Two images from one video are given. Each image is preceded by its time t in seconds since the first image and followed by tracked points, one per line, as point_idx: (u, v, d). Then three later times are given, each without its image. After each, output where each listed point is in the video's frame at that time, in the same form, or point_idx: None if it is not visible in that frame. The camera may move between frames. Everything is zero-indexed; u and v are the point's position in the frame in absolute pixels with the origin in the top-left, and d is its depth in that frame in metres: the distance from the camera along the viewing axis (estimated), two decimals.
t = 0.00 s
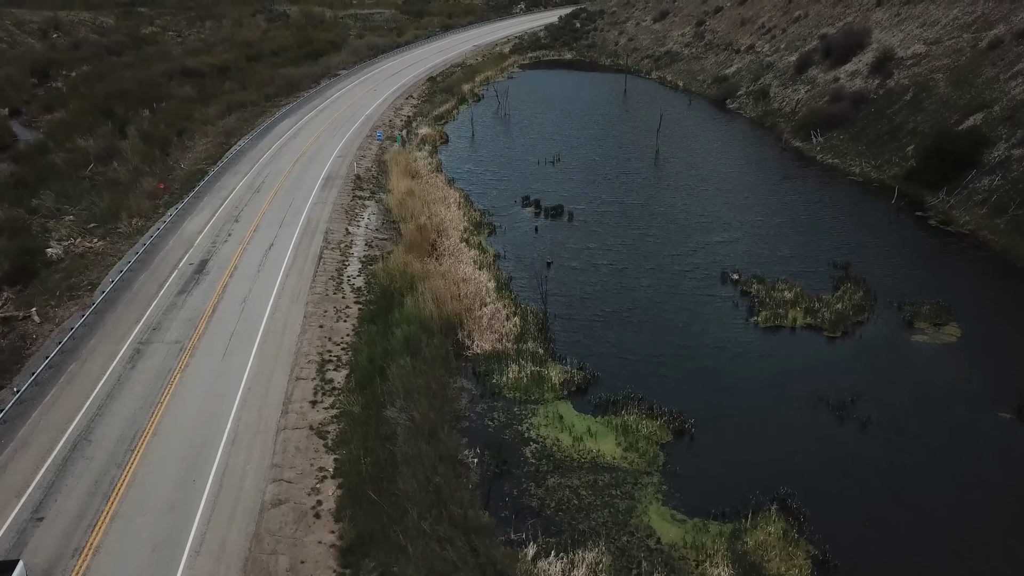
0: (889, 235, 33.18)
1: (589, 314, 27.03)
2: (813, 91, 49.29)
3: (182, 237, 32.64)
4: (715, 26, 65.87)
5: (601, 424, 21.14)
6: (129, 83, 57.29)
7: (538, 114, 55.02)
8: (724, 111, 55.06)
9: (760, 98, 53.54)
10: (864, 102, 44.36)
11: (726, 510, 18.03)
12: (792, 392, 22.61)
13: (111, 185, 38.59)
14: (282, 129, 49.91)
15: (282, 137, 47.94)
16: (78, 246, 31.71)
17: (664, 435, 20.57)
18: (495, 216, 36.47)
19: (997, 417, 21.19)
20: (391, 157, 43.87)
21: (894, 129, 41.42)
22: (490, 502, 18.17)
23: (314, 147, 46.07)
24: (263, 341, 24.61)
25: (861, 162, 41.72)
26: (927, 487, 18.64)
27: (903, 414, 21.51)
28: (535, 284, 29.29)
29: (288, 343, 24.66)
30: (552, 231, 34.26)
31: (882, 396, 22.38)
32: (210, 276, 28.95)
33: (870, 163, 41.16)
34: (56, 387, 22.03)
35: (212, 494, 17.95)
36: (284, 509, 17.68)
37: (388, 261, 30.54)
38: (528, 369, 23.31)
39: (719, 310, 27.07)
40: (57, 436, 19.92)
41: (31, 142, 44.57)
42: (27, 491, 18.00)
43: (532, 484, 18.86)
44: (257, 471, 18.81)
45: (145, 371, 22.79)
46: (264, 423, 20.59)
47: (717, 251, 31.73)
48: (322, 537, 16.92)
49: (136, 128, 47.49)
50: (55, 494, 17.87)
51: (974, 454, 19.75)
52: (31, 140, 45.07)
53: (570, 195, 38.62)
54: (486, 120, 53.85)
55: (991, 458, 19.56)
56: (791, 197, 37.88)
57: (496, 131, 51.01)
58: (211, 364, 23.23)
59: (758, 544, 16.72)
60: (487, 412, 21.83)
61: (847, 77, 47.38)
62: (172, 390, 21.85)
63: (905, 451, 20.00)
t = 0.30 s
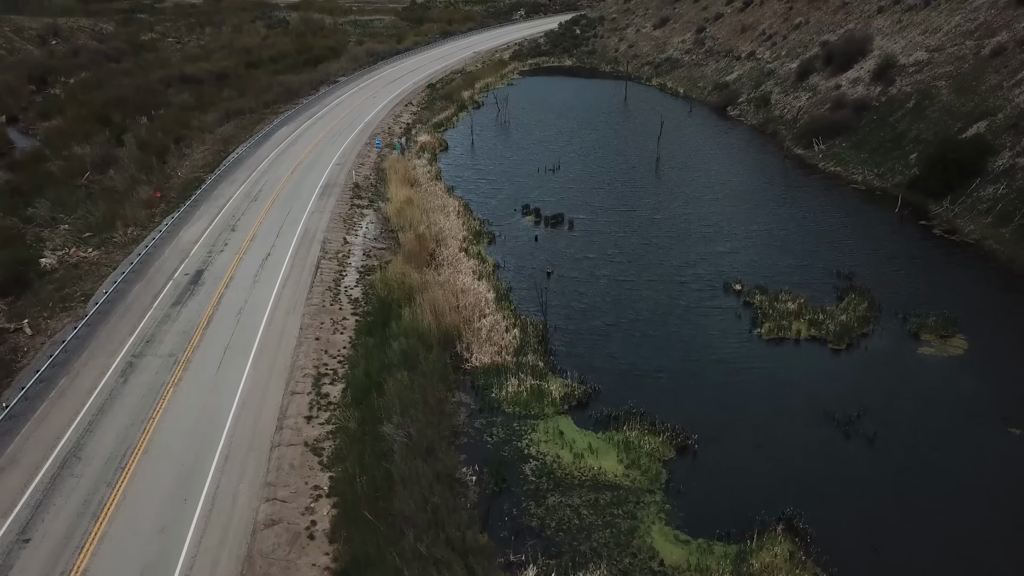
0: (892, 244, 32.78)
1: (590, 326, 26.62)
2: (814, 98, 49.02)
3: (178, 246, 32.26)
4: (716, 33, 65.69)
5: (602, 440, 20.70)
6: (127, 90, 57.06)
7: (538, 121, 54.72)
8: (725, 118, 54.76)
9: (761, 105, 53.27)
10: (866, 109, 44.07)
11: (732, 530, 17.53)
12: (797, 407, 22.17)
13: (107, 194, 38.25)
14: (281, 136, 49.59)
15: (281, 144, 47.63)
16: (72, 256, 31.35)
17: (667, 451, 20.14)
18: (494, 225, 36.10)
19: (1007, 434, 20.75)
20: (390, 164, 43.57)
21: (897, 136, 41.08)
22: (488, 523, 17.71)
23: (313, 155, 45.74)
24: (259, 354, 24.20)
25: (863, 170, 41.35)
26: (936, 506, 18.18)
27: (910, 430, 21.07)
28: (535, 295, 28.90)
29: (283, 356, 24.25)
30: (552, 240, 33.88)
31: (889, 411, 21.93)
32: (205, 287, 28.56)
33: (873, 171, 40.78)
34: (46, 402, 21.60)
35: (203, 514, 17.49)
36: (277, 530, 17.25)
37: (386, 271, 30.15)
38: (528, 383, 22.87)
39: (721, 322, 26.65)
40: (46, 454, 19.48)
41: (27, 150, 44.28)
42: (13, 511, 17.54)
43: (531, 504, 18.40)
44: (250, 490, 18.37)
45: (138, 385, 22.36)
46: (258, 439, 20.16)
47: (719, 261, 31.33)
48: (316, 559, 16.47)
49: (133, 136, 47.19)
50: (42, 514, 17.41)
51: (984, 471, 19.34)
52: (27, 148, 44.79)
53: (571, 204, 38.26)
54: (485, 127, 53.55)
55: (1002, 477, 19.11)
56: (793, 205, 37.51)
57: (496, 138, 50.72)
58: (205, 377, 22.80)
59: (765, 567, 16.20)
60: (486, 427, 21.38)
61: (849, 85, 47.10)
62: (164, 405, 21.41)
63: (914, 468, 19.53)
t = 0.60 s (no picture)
0: (897, 254, 32.36)
1: (591, 338, 26.22)
2: (816, 105, 48.72)
3: (174, 255, 31.89)
4: (716, 39, 65.48)
5: (604, 457, 20.26)
6: (125, 97, 56.83)
7: (537, 127, 54.41)
8: (726, 125, 54.43)
9: (762, 112, 52.97)
10: (868, 116, 43.74)
11: (736, 550, 17.06)
12: (802, 422, 21.72)
13: (103, 202, 37.93)
14: (279, 143, 49.30)
15: (279, 152, 47.31)
16: (66, 266, 31.00)
17: (669, 468, 19.70)
18: (493, 233, 35.75)
19: (1017, 450, 20.28)
20: (389, 172, 43.26)
21: (900, 144, 40.72)
22: (486, 543, 17.25)
23: (311, 162, 45.40)
24: (253, 367, 23.78)
25: (866, 178, 40.97)
26: (947, 526, 17.72)
27: (919, 445, 20.62)
28: (535, 306, 28.50)
29: (279, 368, 23.84)
30: (552, 249, 33.52)
31: (896, 426, 21.49)
32: (200, 297, 28.16)
33: (876, 179, 40.40)
34: (36, 417, 21.18)
35: (193, 535, 17.03)
36: (270, 551, 16.79)
37: (384, 281, 29.76)
38: (527, 397, 22.43)
39: (724, 335, 26.22)
40: (35, 470, 19.05)
41: (24, 157, 43.99)
42: None
43: (531, 523, 17.93)
44: (242, 509, 17.92)
45: (130, 399, 21.94)
46: (251, 456, 19.70)
47: (721, 271, 30.94)
48: None
49: (130, 143, 46.92)
50: (28, 535, 16.96)
51: (994, 490, 18.85)
52: (23, 155, 44.51)
53: (571, 212, 37.90)
54: (485, 134, 53.25)
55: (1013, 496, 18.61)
56: (796, 214, 37.10)
57: (495, 145, 50.42)
58: (198, 391, 22.38)
59: None
60: (485, 443, 20.94)
61: (851, 91, 46.78)
62: (157, 420, 20.98)
63: (922, 487, 19.06)
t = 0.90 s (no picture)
0: (901, 263, 31.97)
1: (592, 350, 25.81)
2: (817, 112, 48.41)
3: (169, 264, 31.51)
4: (716, 46, 65.30)
5: (605, 473, 19.84)
6: (123, 103, 56.57)
7: (537, 134, 54.09)
8: (727, 131, 54.11)
9: (763, 118, 52.68)
10: (870, 123, 43.42)
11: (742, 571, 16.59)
12: (807, 437, 21.27)
13: (99, 210, 37.57)
14: (277, 149, 48.99)
15: (277, 158, 46.98)
16: (60, 275, 30.61)
17: (672, 485, 19.26)
18: (493, 241, 35.39)
19: None
20: (388, 179, 42.96)
21: (902, 151, 40.37)
22: (485, 563, 16.80)
23: (309, 169, 45.07)
24: (248, 378, 23.37)
25: (869, 185, 40.59)
26: (958, 546, 17.24)
27: (927, 461, 20.15)
28: (535, 316, 28.12)
29: (274, 381, 23.42)
30: (552, 258, 33.16)
31: (903, 440, 21.04)
32: (195, 307, 27.77)
33: (878, 186, 40.02)
34: (25, 431, 20.74)
35: (183, 555, 16.57)
36: (262, 572, 16.34)
37: (382, 291, 29.38)
38: (527, 410, 22.02)
39: (727, 346, 25.81)
40: (22, 487, 18.59)
41: (20, 163, 43.65)
42: None
43: (531, 542, 17.48)
44: (234, 528, 17.46)
45: (122, 413, 21.51)
46: (245, 473, 19.26)
47: (724, 281, 30.55)
48: None
49: (127, 149, 46.61)
50: (14, 555, 16.50)
51: (1006, 507, 18.38)
52: (19, 162, 44.18)
53: (571, 220, 37.55)
54: (484, 141, 52.99)
55: None
56: (798, 223, 36.74)
57: (495, 151, 50.12)
58: (191, 404, 21.95)
59: None
60: (483, 458, 20.50)
61: (853, 98, 46.49)
62: (148, 435, 20.54)
63: (932, 504, 18.58)
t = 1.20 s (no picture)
0: (905, 272, 31.56)
1: (592, 361, 25.40)
2: (819, 118, 48.09)
3: (164, 273, 31.12)
4: (716, 52, 65.09)
5: (606, 489, 19.39)
6: (121, 109, 56.27)
7: (537, 140, 53.79)
8: (728, 137, 53.79)
9: (764, 124, 52.36)
10: (872, 130, 43.07)
11: None
12: (813, 451, 20.81)
13: (94, 217, 37.22)
14: (275, 156, 48.66)
15: (275, 165, 46.65)
16: (54, 284, 30.23)
17: (675, 501, 18.80)
18: (492, 249, 35.03)
19: None
20: (386, 186, 42.64)
21: (905, 158, 40.00)
22: None
23: (307, 176, 44.74)
24: (242, 391, 22.93)
25: (871, 193, 40.20)
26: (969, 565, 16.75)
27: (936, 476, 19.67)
28: (535, 326, 27.74)
29: (269, 393, 22.99)
30: (552, 266, 32.79)
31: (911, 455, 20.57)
32: (190, 317, 27.38)
33: (881, 194, 39.63)
34: (13, 446, 20.31)
35: None
36: None
37: (379, 300, 28.99)
38: (527, 424, 21.59)
39: (730, 357, 25.39)
40: (8, 504, 18.16)
41: (15, 170, 43.32)
42: None
43: (529, 562, 17.03)
44: (225, 547, 17.02)
45: (113, 427, 21.08)
46: (237, 490, 18.82)
47: (726, 291, 30.16)
48: None
49: (123, 156, 46.29)
50: None
51: (1018, 524, 17.90)
52: (15, 168, 43.85)
53: (571, 228, 37.19)
54: (484, 147, 52.70)
55: None
56: (801, 231, 36.36)
57: (494, 158, 49.81)
58: (184, 418, 21.52)
59: None
60: (481, 474, 20.06)
61: (855, 104, 46.18)
62: (139, 450, 20.11)
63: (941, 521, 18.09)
